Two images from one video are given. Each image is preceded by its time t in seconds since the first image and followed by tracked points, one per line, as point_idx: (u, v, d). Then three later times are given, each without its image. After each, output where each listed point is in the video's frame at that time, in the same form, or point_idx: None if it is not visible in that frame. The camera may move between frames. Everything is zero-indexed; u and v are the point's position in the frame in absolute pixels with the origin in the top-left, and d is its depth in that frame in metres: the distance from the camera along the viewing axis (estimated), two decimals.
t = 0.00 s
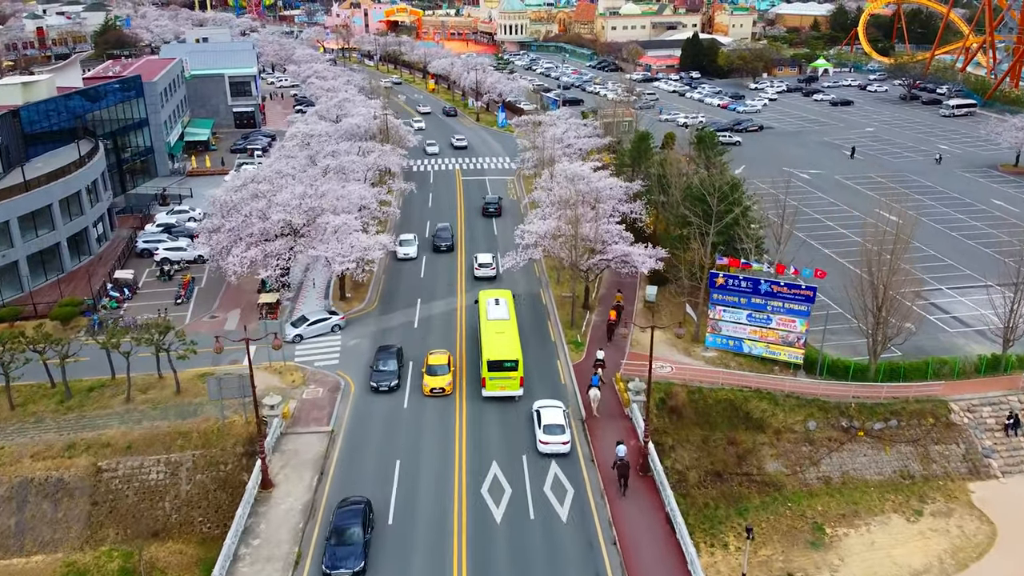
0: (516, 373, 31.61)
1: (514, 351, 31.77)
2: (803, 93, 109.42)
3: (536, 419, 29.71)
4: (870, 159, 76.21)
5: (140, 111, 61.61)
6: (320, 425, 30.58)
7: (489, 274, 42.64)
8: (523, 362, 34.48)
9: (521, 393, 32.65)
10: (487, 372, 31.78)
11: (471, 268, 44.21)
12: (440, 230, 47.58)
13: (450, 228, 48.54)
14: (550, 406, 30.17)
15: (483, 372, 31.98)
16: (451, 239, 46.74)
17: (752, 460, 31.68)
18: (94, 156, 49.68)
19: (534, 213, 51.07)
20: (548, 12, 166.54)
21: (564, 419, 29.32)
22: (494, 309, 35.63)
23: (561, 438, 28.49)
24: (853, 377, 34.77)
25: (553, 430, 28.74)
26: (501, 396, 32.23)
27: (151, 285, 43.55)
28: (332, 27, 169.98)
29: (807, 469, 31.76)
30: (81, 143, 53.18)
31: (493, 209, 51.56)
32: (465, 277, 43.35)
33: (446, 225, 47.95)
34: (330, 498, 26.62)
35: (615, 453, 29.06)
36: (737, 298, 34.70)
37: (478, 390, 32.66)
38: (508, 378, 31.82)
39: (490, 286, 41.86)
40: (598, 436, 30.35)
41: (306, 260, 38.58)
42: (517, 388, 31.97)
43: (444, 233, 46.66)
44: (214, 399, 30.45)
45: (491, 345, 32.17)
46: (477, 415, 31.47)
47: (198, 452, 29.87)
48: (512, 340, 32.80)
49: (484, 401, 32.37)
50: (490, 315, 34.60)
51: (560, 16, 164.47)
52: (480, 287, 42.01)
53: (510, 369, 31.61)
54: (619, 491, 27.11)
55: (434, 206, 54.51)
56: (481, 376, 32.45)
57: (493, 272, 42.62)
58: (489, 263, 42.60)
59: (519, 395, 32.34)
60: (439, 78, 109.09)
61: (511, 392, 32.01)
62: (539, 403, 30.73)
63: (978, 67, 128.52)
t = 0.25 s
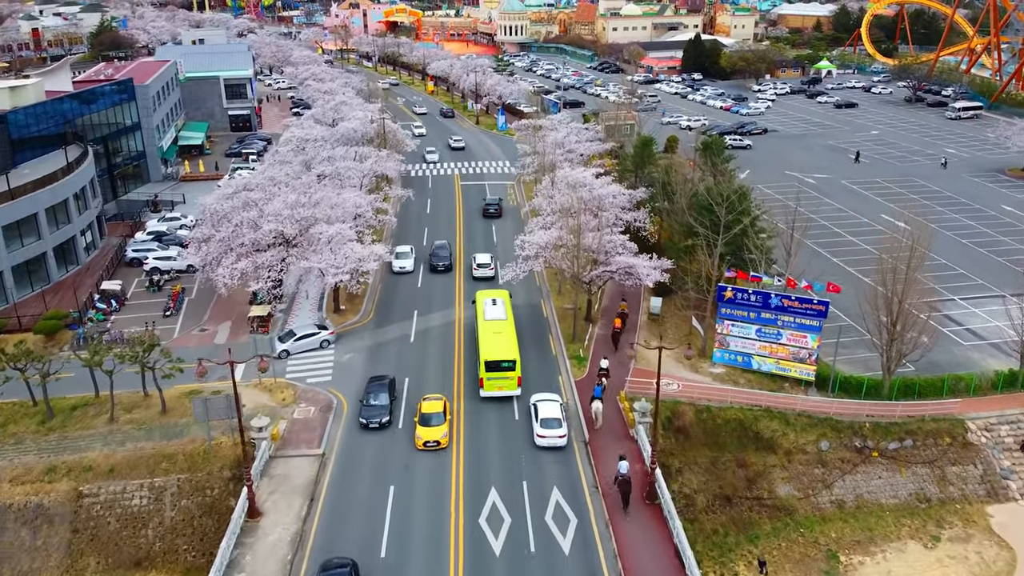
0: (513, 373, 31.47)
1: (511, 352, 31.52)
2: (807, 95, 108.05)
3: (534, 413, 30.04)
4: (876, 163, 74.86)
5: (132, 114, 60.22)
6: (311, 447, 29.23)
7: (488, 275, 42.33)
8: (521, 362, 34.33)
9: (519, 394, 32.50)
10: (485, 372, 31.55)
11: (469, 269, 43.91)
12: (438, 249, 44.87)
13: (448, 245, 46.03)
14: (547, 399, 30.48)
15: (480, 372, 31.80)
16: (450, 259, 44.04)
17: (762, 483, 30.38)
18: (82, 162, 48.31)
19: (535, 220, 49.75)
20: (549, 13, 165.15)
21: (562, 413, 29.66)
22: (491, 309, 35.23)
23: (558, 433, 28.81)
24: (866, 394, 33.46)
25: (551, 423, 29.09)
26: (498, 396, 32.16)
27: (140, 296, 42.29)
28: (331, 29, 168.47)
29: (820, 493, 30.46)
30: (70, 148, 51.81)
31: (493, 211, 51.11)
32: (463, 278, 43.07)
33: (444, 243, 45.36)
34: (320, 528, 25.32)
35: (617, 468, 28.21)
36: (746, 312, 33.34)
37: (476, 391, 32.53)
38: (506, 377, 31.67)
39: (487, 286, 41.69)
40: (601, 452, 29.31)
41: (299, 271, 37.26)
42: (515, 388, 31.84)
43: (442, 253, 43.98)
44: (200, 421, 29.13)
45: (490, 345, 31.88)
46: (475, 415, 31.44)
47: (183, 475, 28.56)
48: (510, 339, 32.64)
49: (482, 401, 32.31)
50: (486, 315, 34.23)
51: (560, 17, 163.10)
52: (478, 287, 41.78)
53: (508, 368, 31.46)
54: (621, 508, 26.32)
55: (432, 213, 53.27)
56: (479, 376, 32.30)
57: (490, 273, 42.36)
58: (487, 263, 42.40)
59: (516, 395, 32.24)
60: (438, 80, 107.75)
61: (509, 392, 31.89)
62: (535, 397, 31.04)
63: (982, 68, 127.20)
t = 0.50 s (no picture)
0: (511, 372, 31.56)
1: (510, 351, 31.61)
2: (810, 96, 106.91)
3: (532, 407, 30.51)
4: (882, 167, 73.70)
5: (125, 118, 59.06)
6: (303, 468, 28.06)
7: (486, 275, 42.39)
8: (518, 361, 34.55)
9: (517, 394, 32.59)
10: (483, 372, 31.64)
11: (468, 269, 44.04)
12: (435, 267, 42.19)
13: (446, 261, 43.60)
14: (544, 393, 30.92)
15: (479, 372, 31.88)
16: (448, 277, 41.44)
17: (772, 504, 29.25)
18: (72, 168, 47.18)
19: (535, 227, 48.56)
20: (549, 14, 163.95)
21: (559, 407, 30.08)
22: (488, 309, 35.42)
23: (555, 426, 29.28)
24: (879, 410, 32.30)
25: (548, 417, 29.59)
26: (497, 396, 32.24)
27: (130, 306, 41.20)
28: (330, 29, 167.29)
29: (832, 515, 29.30)
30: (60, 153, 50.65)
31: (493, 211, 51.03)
32: (461, 278, 43.11)
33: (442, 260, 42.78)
34: (311, 555, 24.13)
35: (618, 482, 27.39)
36: (755, 326, 32.20)
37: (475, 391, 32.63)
38: (504, 377, 31.76)
39: (486, 286, 41.81)
40: (604, 469, 28.36)
41: (291, 282, 36.17)
42: (513, 388, 31.92)
43: (439, 272, 41.44)
44: (187, 441, 28.04)
45: (489, 344, 32.09)
46: (473, 416, 31.42)
47: (169, 498, 27.43)
48: (508, 339, 32.75)
49: (480, 401, 32.41)
50: (484, 315, 34.38)
51: (561, 18, 161.89)
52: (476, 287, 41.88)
53: (506, 368, 31.54)
54: (622, 522, 25.58)
55: (429, 219, 52.09)
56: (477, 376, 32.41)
57: (489, 272, 42.47)
58: (485, 263, 42.50)
59: (514, 395, 32.32)
60: (438, 81, 106.62)
61: (507, 392, 31.96)
62: (533, 391, 31.50)
63: (987, 70, 125.93)
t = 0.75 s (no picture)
0: (508, 372, 31.29)
1: (507, 351, 31.32)
2: (814, 98, 105.56)
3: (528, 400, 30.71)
4: (889, 171, 72.38)
5: (116, 123, 57.73)
6: (292, 495, 26.68)
7: (485, 275, 42.35)
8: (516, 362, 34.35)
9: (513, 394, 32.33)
10: (480, 373, 31.32)
11: (466, 269, 43.97)
12: (432, 290, 39.32)
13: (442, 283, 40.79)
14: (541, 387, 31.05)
15: (476, 372, 31.62)
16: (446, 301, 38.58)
17: (784, 531, 27.94)
18: (60, 174, 45.83)
19: (535, 235, 47.20)
20: (549, 15, 162.55)
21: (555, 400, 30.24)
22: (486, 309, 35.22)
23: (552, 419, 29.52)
24: (895, 431, 30.93)
25: (545, 409, 29.83)
26: (494, 396, 31.95)
27: (117, 319, 39.89)
28: (328, 30, 165.94)
29: (847, 543, 27.94)
30: (48, 159, 49.31)
31: (493, 213, 50.70)
32: (460, 278, 43.02)
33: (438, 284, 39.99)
34: None
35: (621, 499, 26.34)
36: (765, 342, 30.86)
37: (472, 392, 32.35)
38: (501, 377, 31.49)
39: (484, 286, 41.78)
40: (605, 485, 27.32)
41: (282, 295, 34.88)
42: (510, 388, 31.67)
43: (436, 297, 38.60)
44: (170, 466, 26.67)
45: (487, 344, 31.88)
46: (470, 419, 31.00)
47: (152, 526, 26.10)
48: (505, 340, 32.53)
49: (477, 401, 32.19)
50: (481, 316, 34.16)
51: (561, 18, 160.55)
52: (475, 287, 41.76)
53: (503, 368, 31.28)
54: (626, 541, 24.61)
55: (427, 225, 50.77)
56: (475, 376, 32.20)
57: (488, 272, 42.44)
58: (484, 263, 42.48)
59: (512, 395, 32.07)
60: (437, 83, 105.28)
61: (504, 392, 31.70)
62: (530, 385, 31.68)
63: (992, 71, 124.61)
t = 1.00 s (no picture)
0: (506, 372, 31.30)
1: (504, 350, 31.32)
2: (817, 101, 104.39)
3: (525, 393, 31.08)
4: (895, 175, 71.22)
5: (108, 127, 56.58)
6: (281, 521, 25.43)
7: (483, 275, 42.19)
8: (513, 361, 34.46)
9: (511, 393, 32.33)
10: (477, 372, 31.34)
11: (465, 269, 43.83)
12: (429, 315, 36.82)
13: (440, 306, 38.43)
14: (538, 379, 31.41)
15: (473, 372, 31.62)
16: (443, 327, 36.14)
17: (795, 556, 26.82)
18: (48, 181, 44.66)
19: (536, 244, 45.99)
20: (550, 16, 161.43)
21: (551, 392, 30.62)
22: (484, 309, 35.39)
23: (548, 411, 29.89)
24: (909, 450, 29.77)
25: (541, 402, 30.23)
26: (492, 395, 31.95)
27: (105, 330, 38.80)
28: (327, 32, 164.76)
29: (861, 569, 26.76)
30: (37, 165, 48.16)
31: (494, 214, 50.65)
32: (459, 278, 42.96)
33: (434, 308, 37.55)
34: None
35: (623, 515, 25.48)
36: (775, 358, 29.69)
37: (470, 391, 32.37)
38: (499, 377, 31.48)
39: (483, 286, 41.62)
40: (608, 498, 26.53)
41: (274, 308, 33.62)
42: (508, 387, 31.63)
43: (432, 322, 36.20)
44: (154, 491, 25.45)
45: (485, 343, 31.97)
46: (467, 424, 30.56)
47: (135, 553, 24.92)
48: (503, 340, 32.65)
49: (475, 401, 32.18)
50: (479, 316, 34.36)
51: (562, 19, 159.49)
52: (473, 287, 41.63)
53: (500, 368, 31.31)
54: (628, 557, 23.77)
55: (425, 232, 49.58)
56: (472, 375, 32.19)
57: (487, 272, 42.24)
58: (483, 264, 42.28)
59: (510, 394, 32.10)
60: (436, 86, 104.12)
61: (502, 391, 31.67)
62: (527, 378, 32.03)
63: (996, 73, 123.45)
